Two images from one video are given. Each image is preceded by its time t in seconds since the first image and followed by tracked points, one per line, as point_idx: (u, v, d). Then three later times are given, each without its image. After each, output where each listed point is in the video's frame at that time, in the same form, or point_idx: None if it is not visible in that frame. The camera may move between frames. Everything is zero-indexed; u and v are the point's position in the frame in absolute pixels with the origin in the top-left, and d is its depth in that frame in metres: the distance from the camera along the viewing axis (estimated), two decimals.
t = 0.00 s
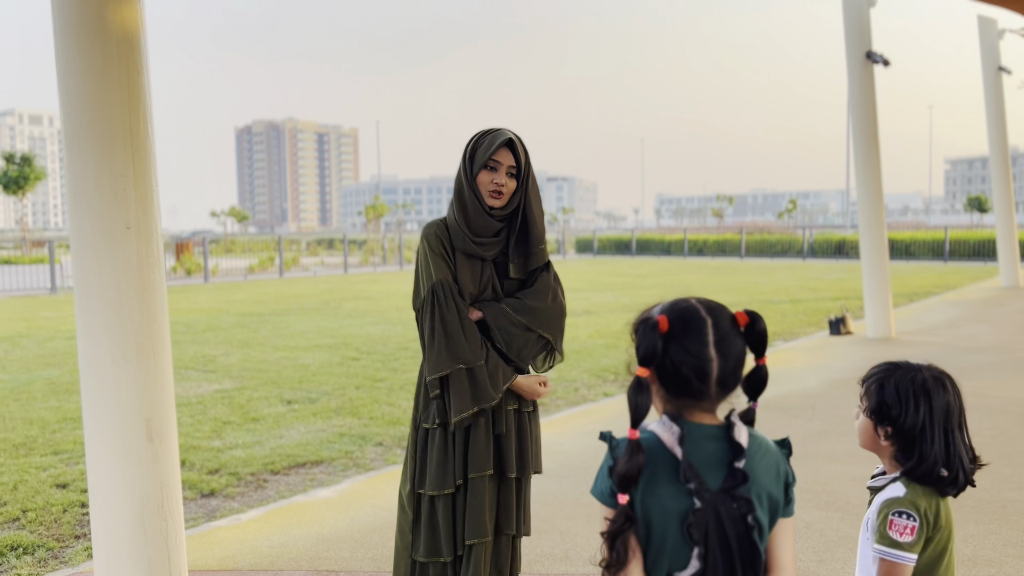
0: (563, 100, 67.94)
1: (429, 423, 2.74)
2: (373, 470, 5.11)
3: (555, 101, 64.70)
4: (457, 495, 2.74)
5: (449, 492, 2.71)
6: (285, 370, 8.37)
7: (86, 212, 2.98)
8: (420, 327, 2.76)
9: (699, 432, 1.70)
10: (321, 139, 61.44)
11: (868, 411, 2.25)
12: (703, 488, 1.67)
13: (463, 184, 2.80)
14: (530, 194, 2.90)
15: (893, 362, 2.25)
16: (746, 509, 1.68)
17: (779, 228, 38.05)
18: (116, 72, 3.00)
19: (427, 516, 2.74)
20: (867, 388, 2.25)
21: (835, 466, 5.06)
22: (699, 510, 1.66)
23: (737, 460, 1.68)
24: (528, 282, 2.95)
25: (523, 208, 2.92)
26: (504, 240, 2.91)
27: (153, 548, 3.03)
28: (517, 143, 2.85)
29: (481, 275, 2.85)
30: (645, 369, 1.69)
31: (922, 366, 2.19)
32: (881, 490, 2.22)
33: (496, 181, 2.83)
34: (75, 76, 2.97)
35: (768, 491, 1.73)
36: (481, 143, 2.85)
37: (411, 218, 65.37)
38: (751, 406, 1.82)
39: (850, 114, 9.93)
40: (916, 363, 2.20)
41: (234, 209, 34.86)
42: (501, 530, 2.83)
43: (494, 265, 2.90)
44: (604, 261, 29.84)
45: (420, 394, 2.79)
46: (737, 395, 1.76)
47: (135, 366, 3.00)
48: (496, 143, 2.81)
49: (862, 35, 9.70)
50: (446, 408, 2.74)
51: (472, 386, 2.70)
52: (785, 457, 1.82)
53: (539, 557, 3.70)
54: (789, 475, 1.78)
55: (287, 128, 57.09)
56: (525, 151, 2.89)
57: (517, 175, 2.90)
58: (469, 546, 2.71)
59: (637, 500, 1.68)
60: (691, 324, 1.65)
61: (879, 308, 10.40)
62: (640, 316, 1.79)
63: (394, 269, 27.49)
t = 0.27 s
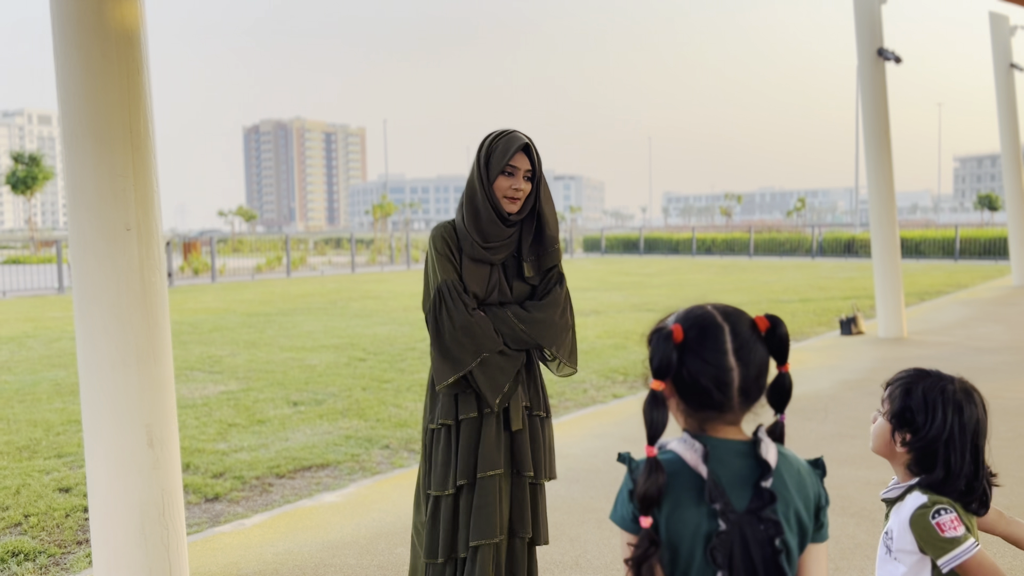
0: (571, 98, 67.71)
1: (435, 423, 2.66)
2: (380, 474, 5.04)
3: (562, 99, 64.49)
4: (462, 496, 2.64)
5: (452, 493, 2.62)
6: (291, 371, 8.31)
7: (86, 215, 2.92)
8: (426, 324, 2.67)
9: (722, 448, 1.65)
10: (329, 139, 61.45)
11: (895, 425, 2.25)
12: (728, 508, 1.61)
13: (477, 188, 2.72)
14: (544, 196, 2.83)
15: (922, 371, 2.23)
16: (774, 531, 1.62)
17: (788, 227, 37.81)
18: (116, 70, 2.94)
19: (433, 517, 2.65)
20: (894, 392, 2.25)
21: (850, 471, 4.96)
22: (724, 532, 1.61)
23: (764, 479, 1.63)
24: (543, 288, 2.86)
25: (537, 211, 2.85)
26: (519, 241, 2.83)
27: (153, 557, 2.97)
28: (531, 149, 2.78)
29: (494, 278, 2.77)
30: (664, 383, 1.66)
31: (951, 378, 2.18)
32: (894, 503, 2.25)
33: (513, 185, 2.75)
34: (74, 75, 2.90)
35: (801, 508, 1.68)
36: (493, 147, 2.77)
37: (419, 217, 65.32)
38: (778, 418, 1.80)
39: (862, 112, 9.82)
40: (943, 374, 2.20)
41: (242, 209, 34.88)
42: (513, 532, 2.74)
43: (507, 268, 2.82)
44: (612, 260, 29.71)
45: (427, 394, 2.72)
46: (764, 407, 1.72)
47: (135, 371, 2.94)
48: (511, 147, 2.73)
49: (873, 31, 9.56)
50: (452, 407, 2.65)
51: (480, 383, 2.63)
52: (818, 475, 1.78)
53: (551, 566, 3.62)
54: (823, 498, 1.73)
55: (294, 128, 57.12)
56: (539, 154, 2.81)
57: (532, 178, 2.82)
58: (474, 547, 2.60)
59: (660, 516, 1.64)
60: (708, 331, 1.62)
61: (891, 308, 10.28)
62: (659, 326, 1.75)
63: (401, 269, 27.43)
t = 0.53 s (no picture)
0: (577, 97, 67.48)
1: (441, 426, 2.59)
2: (386, 477, 4.97)
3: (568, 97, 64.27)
4: (471, 501, 2.57)
5: (458, 498, 2.54)
6: (297, 372, 8.26)
7: (86, 214, 2.86)
8: (433, 325, 2.60)
9: (749, 462, 1.60)
10: (335, 138, 61.42)
11: (926, 436, 2.19)
12: (756, 526, 1.56)
13: (485, 187, 2.66)
14: (552, 193, 2.78)
15: (949, 379, 2.17)
16: (803, 549, 1.57)
17: (795, 226, 37.60)
18: (116, 68, 2.88)
19: (439, 523, 2.57)
20: (922, 406, 2.19)
21: (863, 474, 4.88)
22: (752, 551, 1.55)
23: (793, 495, 1.58)
24: (552, 288, 2.82)
25: (546, 207, 2.79)
26: (530, 238, 2.78)
27: (154, 563, 2.91)
28: (535, 144, 2.74)
29: (505, 279, 2.70)
30: (685, 394, 1.62)
31: (977, 383, 2.12)
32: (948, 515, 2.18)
33: (522, 182, 2.70)
34: (74, 72, 2.85)
35: (831, 524, 1.63)
36: (497, 145, 2.71)
37: (424, 216, 65.26)
38: (803, 430, 1.76)
39: (872, 111, 9.70)
40: (968, 380, 2.14)
41: (248, 208, 34.92)
42: (521, 536, 2.66)
43: (518, 267, 2.77)
44: (618, 259, 29.60)
45: (433, 397, 2.65)
46: (790, 417, 1.68)
47: (136, 374, 2.88)
48: (515, 145, 2.68)
49: (883, 28, 9.43)
50: (461, 410, 2.57)
51: (491, 385, 2.56)
52: (847, 489, 1.75)
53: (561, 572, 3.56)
54: (852, 516, 1.69)
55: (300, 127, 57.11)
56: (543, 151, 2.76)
57: (539, 174, 2.77)
58: (484, 553, 2.53)
59: (684, 534, 1.59)
60: (731, 337, 1.57)
61: (901, 308, 10.18)
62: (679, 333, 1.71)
63: (407, 268, 27.37)
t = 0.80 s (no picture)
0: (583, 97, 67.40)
1: (448, 429, 2.52)
2: (391, 479, 4.91)
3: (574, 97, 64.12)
4: (480, 505, 2.50)
5: (466, 502, 2.48)
6: (301, 372, 8.21)
7: (86, 213, 2.81)
8: (440, 325, 2.54)
9: (775, 470, 1.56)
10: (341, 138, 61.48)
11: (943, 446, 2.14)
12: (782, 538, 1.51)
13: (485, 186, 2.61)
14: (554, 187, 2.72)
15: (964, 386, 2.13)
16: (832, 563, 1.51)
17: (802, 225, 37.45)
18: (118, 62, 2.83)
19: (444, 530, 2.50)
20: (938, 417, 2.14)
21: (876, 477, 4.80)
22: (777, 565, 1.50)
23: (820, 506, 1.53)
24: (557, 288, 2.76)
25: (549, 203, 2.73)
26: (533, 237, 2.72)
27: (155, 568, 2.86)
28: (533, 140, 2.67)
29: (511, 277, 2.63)
30: (704, 398, 1.58)
31: (996, 389, 2.07)
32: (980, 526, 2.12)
33: (523, 179, 2.64)
34: (73, 68, 2.79)
35: (858, 537, 1.58)
36: (497, 142, 2.65)
37: (430, 216, 65.27)
38: (829, 437, 1.73)
39: (882, 109, 9.59)
40: (983, 386, 2.10)
41: (254, 208, 34.95)
42: (525, 542, 2.59)
43: (523, 265, 2.70)
44: (624, 259, 29.55)
45: (438, 399, 2.59)
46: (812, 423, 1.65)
47: (137, 375, 2.82)
48: (513, 141, 2.62)
49: (893, 27, 9.32)
50: (468, 412, 2.51)
51: (498, 388, 2.50)
52: (877, 505, 1.70)
53: None
54: (882, 529, 1.64)
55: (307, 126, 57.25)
56: (544, 146, 2.70)
57: (539, 169, 2.70)
58: (495, 558, 2.47)
59: (709, 543, 1.54)
60: (754, 341, 1.53)
61: (911, 308, 10.10)
62: (696, 333, 1.68)
63: (413, 268, 27.31)
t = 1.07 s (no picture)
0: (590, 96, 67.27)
1: (448, 437, 2.48)
2: (395, 481, 4.88)
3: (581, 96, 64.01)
4: (481, 513, 2.47)
5: (469, 511, 2.44)
6: (306, 373, 8.18)
7: (84, 213, 2.77)
8: (439, 328, 2.49)
9: (788, 482, 1.54)
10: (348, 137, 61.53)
11: (938, 451, 2.14)
12: (794, 553, 1.48)
13: (480, 186, 2.56)
14: (553, 188, 2.67)
15: (959, 390, 2.14)
16: None
17: (811, 225, 37.27)
18: (117, 61, 2.79)
19: (446, 538, 2.46)
20: (934, 422, 2.15)
21: (886, 480, 4.74)
22: None
23: (834, 521, 1.51)
24: (559, 290, 2.72)
25: (548, 204, 2.68)
26: (531, 238, 2.66)
27: (153, 573, 2.82)
28: (530, 140, 2.62)
29: (510, 279, 2.58)
30: (715, 409, 1.55)
31: (992, 393, 2.08)
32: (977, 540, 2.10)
33: (519, 180, 2.59)
34: (72, 67, 2.75)
35: (872, 551, 1.56)
36: (493, 141, 2.60)
37: (437, 216, 65.25)
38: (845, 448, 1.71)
39: (891, 108, 9.52)
40: (979, 390, 2.10)
41: (262, 208, 34.97)
42: (524, 552, 2.55)
43: (523, 266, 2.65)
44: (631, 259, 29.47)
45: (438, 405, 2.54)
46: (825, 433, 1.62)
47: (136, 379, 2.79)
48: (509, 140, 2.57)
49: (903, 25, 9.24)
50: (468, 419, 2.47)
51: (500, 394, 2.45)
52: (892, 519, 1.69)
53: None
54: (897, 545, 1.62)
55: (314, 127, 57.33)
56: (541, 146, 2.65)
57: (537, 169, 2.65)
58: (496, 567, 2.43)
59: (719, 558, 1.51)
60: (770, 350, 1.51)
61: (921, 309, 10.02)
62: (706, 340, 1.65)
63: (420, 267, 27.27)
